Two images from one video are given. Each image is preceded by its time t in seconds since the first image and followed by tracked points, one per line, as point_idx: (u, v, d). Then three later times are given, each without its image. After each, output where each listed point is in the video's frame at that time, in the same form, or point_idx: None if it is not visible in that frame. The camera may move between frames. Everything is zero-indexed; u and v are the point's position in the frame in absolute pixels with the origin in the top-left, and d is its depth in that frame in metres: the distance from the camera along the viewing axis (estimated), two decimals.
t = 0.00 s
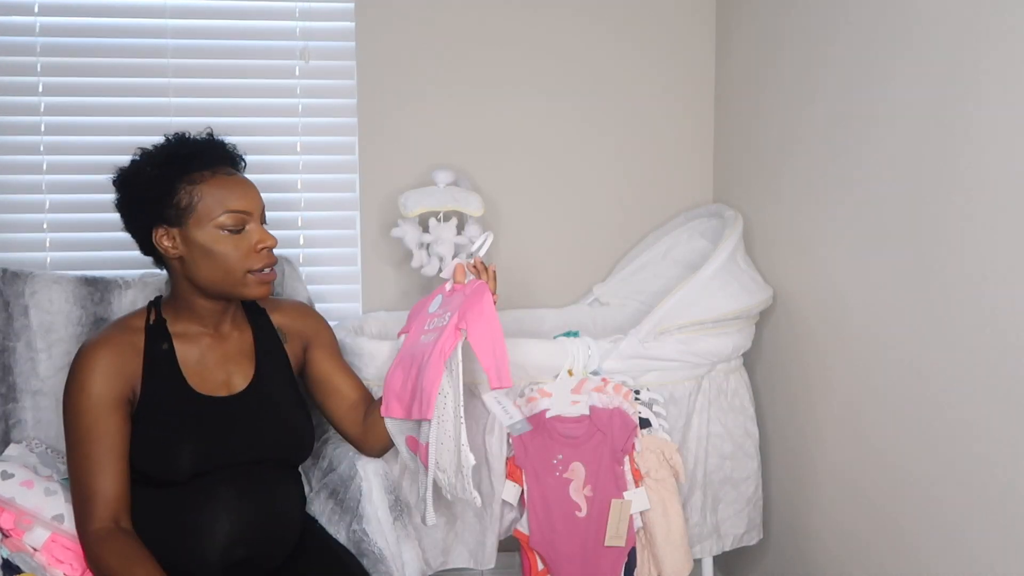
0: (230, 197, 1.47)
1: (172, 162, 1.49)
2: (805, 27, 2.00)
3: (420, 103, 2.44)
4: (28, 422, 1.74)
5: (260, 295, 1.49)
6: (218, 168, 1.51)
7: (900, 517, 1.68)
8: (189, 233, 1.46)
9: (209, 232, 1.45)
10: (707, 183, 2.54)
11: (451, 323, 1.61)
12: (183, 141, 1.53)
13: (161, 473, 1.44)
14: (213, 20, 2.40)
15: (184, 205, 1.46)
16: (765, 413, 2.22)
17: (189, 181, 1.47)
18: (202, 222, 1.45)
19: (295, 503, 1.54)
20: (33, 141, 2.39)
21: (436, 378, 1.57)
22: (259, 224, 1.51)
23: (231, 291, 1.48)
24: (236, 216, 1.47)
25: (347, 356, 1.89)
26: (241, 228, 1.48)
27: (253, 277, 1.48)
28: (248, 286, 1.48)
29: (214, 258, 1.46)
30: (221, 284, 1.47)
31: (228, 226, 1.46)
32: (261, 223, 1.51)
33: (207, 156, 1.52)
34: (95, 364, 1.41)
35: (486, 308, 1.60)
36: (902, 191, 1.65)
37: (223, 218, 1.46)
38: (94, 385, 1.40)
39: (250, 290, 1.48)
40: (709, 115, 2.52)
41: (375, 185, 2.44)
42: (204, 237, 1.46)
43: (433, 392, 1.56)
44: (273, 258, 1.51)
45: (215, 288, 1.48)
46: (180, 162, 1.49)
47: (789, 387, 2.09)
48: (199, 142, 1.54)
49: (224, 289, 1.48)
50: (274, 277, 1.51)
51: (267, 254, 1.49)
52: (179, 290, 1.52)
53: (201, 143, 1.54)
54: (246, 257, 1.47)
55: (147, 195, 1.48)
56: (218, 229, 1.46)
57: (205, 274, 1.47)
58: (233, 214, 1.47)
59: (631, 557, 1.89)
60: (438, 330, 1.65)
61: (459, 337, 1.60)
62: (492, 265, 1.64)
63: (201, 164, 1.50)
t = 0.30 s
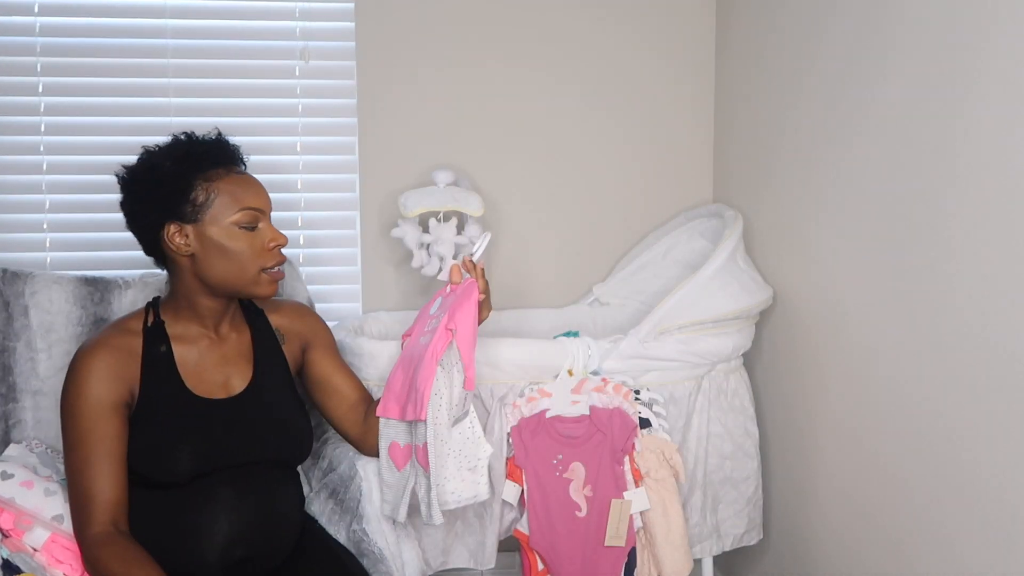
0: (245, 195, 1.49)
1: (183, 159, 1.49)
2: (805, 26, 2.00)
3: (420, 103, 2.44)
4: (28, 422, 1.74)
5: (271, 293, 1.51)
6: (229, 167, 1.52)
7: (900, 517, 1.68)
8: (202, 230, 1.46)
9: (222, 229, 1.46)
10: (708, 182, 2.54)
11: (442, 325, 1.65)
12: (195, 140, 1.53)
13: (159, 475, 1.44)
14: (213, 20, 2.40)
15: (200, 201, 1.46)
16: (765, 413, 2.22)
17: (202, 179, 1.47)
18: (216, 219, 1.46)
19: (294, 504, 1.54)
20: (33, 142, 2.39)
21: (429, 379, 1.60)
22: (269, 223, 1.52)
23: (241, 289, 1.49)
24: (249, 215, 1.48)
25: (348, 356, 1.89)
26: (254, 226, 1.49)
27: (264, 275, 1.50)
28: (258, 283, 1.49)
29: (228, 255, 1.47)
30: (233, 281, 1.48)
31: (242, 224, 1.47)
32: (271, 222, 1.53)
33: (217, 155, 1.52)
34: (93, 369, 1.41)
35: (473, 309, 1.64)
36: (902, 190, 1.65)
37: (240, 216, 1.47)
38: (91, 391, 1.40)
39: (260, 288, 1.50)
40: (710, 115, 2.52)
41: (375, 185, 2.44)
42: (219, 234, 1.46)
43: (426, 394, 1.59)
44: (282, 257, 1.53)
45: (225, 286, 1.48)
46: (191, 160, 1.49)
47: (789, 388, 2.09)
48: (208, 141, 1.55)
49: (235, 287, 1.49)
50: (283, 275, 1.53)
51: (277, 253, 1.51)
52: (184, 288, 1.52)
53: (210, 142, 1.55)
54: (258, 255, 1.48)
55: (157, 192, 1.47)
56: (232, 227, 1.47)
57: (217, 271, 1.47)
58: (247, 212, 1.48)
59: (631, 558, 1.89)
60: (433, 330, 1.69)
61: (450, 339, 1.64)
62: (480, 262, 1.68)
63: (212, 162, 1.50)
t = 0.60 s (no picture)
0: (254, 194, 1.49)
1: (193, 158, 1.49)
2: (805, 27, 2.00)
3: (420, 103, 2.44)
4: (28, 422, 1.73)
5: (275, 293, 1.51)
6: (238, 168, 1.53)
7: (900, 517, 1.68)
8: (209, 226, 1.46)
9: (230, 226, 1.46)
10: (708, 183, 2.54)
11: (429, 333, 1.58)
12: (203, 139, 1.54)
13: (159, 475, 1.44)
14: (213, 19, 2.40)
15: (209, 198, 1.46)
16: (765, 413, 2.22)
17: (211, 178, 1.48)
18: (224, 216, 1.46)
19: (294, 503, 1.54)
20: (33, 142, 2.39)
21: (417, 388, 1.54)
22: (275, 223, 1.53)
23: (246, 287, 1.49)
24: (257, 213, 1.49)
25: (348, 356, 1.89)
26: (262, 225, 1.49)
27: (270, 273, 1.50)
28: (264, 282, 1.49)
29: (234, 253, 1.47)
30: (238, 279, 1.48)
31: (250, 221, 1.48)
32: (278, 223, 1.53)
33: (226, 155, 1.53)
34: (93, 369, 1.41)
35: (459, 315, 1.58)
36: (902, 191, 1.65)
37: (248, 213, 1.47)
38: (92, 392, 1.40)
39: (264, 287, 1.50)
40: (710, 115, 2.52)
41: (375, 186, 2.44)
42: (227, 230, 1.46)
43: (414, 403, 1.53)
44: (287, 256, 1.53)
45: (230, 283, 1.48)
46: (201, 158, 1.49)
47: (789, 388, 2.09)
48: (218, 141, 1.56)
49: (240, 284, 1.48)
50: (287, 276, 1.53)
51: (283, 253, 1.52)
52: (188, 286, 1.51)
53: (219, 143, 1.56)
54: (265, 253, 1.49)
55: (165, 189, 1.48)
56: (240, 224, 1.47)
57: (222, 268, 1.47)
58: (256, 211, 1.48)
59: (631, 557, 1.89)
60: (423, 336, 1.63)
61: (438, 347, 1.58)
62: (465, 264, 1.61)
63: (222, 162, 1.51)
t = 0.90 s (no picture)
0: (256, 193, 1.49)
1: (195, 157, 1.49)
2: (805, 27, 2.00)
3: (420, 102, 2.44)
4: (28, 422, 1.73)
5: (274, 292, 1.51)
6: (240, 167, 1.53)
7: (900, 517, 1.68)
8: (210, 224, 1.46)
9: (230, 224, 1.46)
10: (708, 182, 2.54)
11: (426, 341, 1.58)
12: (206, 138, 1.54)
13: (159, 474, 1.44)
14: (213, 19, 2.40)
15: (211, 195, 1.47)
16: (765, 413, 2.22)
17: (213, 176, 1.48)
18: (225, 214, 1.46)
19: (294, 503, 1.54)
20: (34, 142, 2.39)
21: (417, 398, 1.54)
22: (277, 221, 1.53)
23: (245, 286, 1.49)
24: (258, 212, 1.49)
25: (348, 355, 1.89)
26: (263, 223, 1.49)
27: (269, 271, 1.50)
28: (264, 280, 1.49)
29: (234, 250, 1.47)
30: (237, 277, 1.48)
31: (250, 219, 1.48)
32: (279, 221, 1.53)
33: (229, 154, 1.53)
34: (94, 369, 1.41)
35: (454, 322, 1.57)
36: (902, 191, 1.65)
37: (249, 211, 1.48)
38: (92, 391, 1.40)
39: (264, 285, 1.49)
40: (710, 115, 2.52)
41: (375, 186, 2.44)
42: (227, 228, 1.46)
43: (414, 413, 1.53)
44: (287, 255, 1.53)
45: (229, 282, 1.48)
46: (203, 157, 1.50)
47: (789, 388, 2.09)
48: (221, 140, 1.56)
49: (240, 283, 1.48)
50: (287, 276, 1.53)
51: (283, 251, 1.51)
52: (188, 284, 1.51)
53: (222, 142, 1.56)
54: (264, 252, 1.48)
55: (167, 187, 1.48)
56: (240, 222, 1.47)
57: (222, 267, 1.47)
58: (257, 209, 1.48)
59: (631, 557, 1.89)
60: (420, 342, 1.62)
61: (435, 355, 1.57)
62: (457, 266, 1.61)
63: (225, 161, 1.51)
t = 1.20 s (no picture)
0: (256, 193, 1.49)
1: (196, 157, 1.49)
2: (805, 26, 2.00)
3: (420, 102, 2.44)
4: (28, 422, 1.73)
5: (274, 293, 1.50)
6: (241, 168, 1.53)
7: (900, 517, 1.68)
8: (210, 225, 1.46)
9: (230, 225, 1.46)
10: (708, 182, 2.54)
11: (422, 346, 1.56)
12: (207, 139, 1.54)
13: (159, 474, 1.44)
14: (213, 19, 2.40)
15: (211, 195, 1.47)
16: (765, 413, 2.22)
17: (214, 177, 1.48)
18: (225, 214, 1.46)
19: (294, 502, 1.54)
20: (34, 142, 2.39)
21: (412, 405, 1.53)
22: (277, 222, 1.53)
23: (244, 286, 1.49)
24: (258, 212, 1.49)
25: (348, 355, 1.89)
26: (263, 224, 1.49)
27: (269, 272, 1.49)
28: (263, 281, 1.49)
29: (234, 251, 1.46)
30: (237, 277, 1.47)
31: (250, 219, 1.48)
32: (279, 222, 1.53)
33: (230, 155, 1.53)
34: (94, 369, 1.41)
35: (450, 328, 1.55)
36: (902, 191, 1.65)
37: (249, 212, 1.48)
38: (92, 391, 1.40)
39: (263, 285, 1.49)
40: (710, 115, 2.52)
41: (375, 186, 2.44)
42: (227, 228, 1.46)
43: (409, 420, 1.52)
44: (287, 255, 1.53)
45: (229, 282, 1.48)
46: (204, 157, 1.49)
47: (789, 388, 2.09)
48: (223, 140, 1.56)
49: (239, 283, 1.48)
50: (286, 277, 1.53)
51: (283, 251, 1.51)
52: (188, 284, 1.51)
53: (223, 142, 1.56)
54: (264, 252, 1.48)
55: (168, 188, 1.48)
56: (239, 222, 1.47)
57: (222, 267, 1.47)
58: (257, 209, 1.48)
59: (631, 557, 1.89)
60: (416, 345, 1.61)
61: (431, 361, 1.56)
62: (450, 268, 1.57)
63: (226, 161, 1.51)
